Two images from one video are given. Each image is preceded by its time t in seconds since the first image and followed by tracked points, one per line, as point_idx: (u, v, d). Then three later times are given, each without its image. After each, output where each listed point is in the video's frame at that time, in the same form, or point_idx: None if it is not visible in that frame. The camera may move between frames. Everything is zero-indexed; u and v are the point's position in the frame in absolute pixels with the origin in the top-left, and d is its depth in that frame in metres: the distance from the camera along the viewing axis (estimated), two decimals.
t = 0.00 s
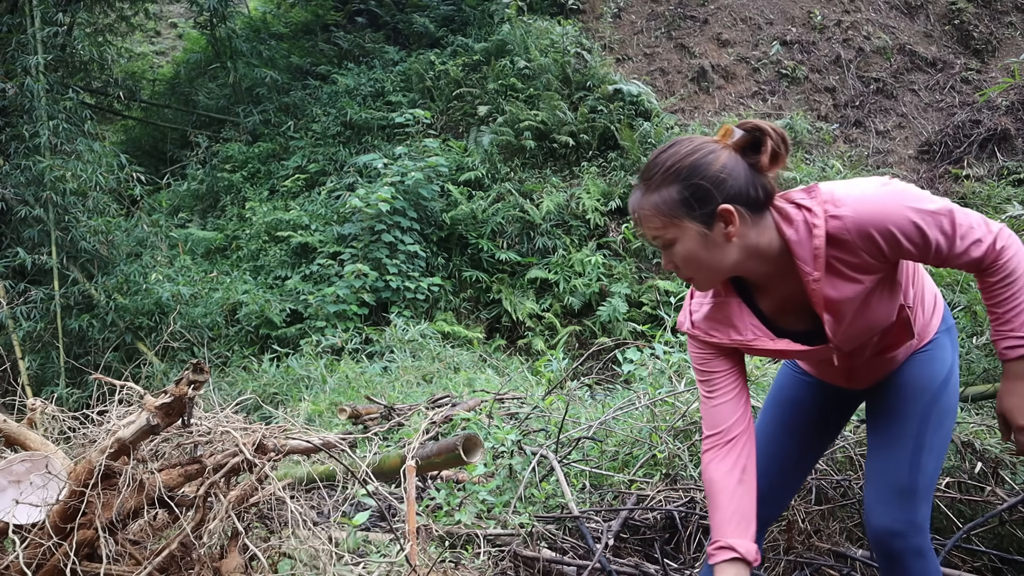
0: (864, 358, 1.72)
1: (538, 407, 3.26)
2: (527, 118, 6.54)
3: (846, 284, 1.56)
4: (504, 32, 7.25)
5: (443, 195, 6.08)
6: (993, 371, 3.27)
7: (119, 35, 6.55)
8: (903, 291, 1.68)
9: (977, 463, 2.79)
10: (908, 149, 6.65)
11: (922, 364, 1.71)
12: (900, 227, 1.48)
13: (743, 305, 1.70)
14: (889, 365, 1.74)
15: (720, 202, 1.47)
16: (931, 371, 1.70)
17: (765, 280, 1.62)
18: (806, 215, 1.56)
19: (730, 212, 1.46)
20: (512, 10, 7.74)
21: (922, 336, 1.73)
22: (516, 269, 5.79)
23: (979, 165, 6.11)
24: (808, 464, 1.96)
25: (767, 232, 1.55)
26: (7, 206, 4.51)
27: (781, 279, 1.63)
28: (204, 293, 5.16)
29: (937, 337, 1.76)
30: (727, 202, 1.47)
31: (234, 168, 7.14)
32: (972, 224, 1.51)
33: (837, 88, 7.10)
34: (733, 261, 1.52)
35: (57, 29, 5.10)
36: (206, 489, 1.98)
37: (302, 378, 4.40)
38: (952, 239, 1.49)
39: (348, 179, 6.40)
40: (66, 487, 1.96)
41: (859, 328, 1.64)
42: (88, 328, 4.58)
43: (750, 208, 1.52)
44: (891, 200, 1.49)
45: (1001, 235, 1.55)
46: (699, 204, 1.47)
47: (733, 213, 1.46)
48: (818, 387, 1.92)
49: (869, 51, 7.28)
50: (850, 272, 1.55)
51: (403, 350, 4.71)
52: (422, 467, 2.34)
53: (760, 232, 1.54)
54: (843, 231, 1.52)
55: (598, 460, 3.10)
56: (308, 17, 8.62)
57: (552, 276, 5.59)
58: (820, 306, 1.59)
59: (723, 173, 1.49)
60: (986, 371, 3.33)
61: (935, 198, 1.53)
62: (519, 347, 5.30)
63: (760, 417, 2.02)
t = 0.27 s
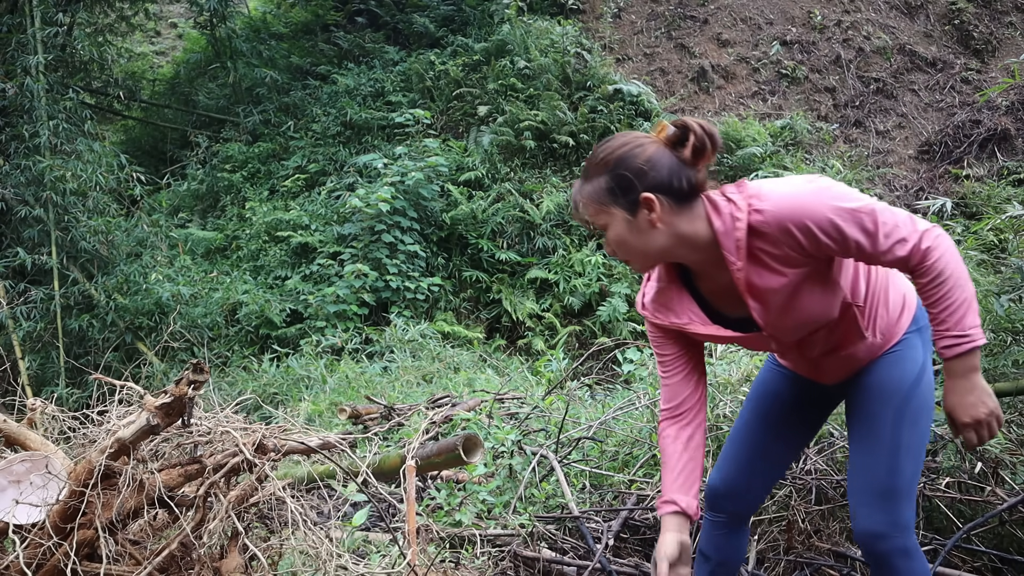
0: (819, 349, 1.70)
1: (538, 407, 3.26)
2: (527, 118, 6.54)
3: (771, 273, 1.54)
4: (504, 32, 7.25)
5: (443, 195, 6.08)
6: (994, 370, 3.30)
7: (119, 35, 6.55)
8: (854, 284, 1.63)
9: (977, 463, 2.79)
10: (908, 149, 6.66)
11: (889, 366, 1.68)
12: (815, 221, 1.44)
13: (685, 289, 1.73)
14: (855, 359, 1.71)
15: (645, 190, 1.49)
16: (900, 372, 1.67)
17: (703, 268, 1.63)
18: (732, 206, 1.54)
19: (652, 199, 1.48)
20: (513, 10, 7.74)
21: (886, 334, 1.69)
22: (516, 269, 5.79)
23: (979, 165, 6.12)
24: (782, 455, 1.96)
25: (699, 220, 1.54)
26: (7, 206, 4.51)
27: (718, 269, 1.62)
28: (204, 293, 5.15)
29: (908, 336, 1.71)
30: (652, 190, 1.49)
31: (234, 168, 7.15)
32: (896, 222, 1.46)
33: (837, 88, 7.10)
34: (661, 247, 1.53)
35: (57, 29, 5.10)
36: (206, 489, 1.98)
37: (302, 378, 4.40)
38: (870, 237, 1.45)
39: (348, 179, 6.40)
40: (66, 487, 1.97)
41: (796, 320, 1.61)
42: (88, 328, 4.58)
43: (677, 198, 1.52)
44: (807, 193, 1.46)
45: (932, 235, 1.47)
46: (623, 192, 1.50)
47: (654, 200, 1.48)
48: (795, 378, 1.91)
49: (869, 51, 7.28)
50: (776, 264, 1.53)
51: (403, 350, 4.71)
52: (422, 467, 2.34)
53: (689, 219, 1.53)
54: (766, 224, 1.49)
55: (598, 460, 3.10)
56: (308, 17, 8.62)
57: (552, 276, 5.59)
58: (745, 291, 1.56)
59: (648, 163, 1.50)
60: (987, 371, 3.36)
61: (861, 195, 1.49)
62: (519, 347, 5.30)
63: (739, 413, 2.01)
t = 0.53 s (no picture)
0: (706, 329, 1.70)
1: (538, 407, 3.26)
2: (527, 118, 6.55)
3: (640, 224, 1.61)
4: (504, 32, 7.25)
5: (443, 195, 6.08)
6: (994, 370, 3.38)
7: (119, 35, 6.55)
8: (746, 265, 1.64)
9: (977, 463, 2.80)
10: (908, 149, 6.67)
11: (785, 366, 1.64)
12: (676, 181, 1.51)
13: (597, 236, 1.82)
14: (747, 352, 1.68)
15: (553, 126, 1.65)
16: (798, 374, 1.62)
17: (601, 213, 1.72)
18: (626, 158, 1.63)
19: (557, 133, 1.63)
20: (513, 10, 7.74)
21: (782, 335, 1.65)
22: (516, 269, 5.79)
23: (980, 165, 6.22)
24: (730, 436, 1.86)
25: (598, 161, 1.65)
26: (7, 206, 4.52)
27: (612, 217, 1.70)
28: (204, 293, 5.15)
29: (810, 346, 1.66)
30: (559, 126, 1.64)
31: (234, 168, 7.14)
32: (755, 199, 1.48)
33: (837, 88, 7.09)
34: (561, 181, 1.67)
35: (57, 29, 5.10)
36: (206, 489, 1.99)
37: (302, 378, 4.40)
38: (720, 206, 1.48)
39: (348, 179, 6.41)
40: (66, 486, 1.97)
41: (670, 284, 1.65)
42: (88, 328, 4.58)
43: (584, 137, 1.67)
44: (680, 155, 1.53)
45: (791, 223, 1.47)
46: (537, 126, 1.67)
47: (559, 134, 1.63)
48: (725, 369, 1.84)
49: (869, 51, 7.28)
50: (648, 218, 1.59)
51: (403, 350, 4.71)
52: (422, 467, 2.34)
53: (590, 159, 1.65)
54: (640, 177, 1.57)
55: (598, 460, 3.10)
56: (308, 17, 8.62)
57: (552, 276, 5.59)
58: (618, 237, 1.65)
59: (559, 103, 1.66)
60: (986, 371, 3.40)
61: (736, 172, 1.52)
62: (519, 347, 5.30)
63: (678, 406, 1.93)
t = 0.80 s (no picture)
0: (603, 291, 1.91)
1: (538, 407, 3.26)
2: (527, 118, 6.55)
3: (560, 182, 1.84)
4: (504, 32, 7.25)
5: (443, 195, 6.08)
6: (994, 370, 3.38)
7: (119, 35, 6.55)
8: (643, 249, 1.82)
9: (977, 463, 2.80)
10: (908, 149, 6.67)
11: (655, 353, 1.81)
12: (580, 146, 1.74)
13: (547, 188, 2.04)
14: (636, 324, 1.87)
15: (514, 84, 1.91)
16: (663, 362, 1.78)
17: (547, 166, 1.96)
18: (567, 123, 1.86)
19: (517, 90, 1.89)
20: (512, 10, 7.74)
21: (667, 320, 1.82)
22: (516, 269, 5.79)
23: (980, 165, 6.26)
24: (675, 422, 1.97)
25: (550, 119, 1.92)
26: (7, 206, 4.52)
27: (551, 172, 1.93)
28: (204, 293, 5.15)
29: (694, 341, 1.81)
30: (519, 84, 1.90)
31: (234, 168, 7.14)
32: (639, 182, 1.69)
33: (837, 88, 7.09)
34: (518, 132, 1.94)
35: (57, 29, 5.10)
36: (206, 489, 1.99)
37: (302, 378, 4.40)
38: (611, 180, 1.70)
39: (348, 179, 6.40)
40: (66, 486, 1.97)
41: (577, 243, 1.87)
42: (88, 328, 4.58)
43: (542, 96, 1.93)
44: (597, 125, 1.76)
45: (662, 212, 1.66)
46: (500, 85, 1.94)
47: (519, 91, 1.89)
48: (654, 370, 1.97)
49: (869, 51, 7.28)
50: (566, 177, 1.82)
51: (403, 350, 4.71)
52: (422, 467, 2.34)
53: (544, 117, 1.92)
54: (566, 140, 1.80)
55: (598, 460, 3.09)
56: (308, 17, 8.62)
57: (552, 276, 5.59)
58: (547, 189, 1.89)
59: (520, 65, 1.93)
60: (986, 371, 3.40)
61: (638, 156, 1.73)
62: (519, 347, 5.30)
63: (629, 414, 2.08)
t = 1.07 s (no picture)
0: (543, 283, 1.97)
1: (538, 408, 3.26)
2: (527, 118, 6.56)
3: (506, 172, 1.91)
4: (504, 32, 7.25)
5: (443, 195, 6.08)
6: (994, 370, 3.39)
7: (119, 35, 6.54)
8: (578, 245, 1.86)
9: (977, 463, 2.80)
10: (908, 149, 6.67)
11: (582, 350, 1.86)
12: (519, 134, 1.81)
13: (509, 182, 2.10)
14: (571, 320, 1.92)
15: (480, 80, 1.96)
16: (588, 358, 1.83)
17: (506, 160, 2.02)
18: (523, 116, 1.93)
19: (482, 86, 1.95)
20: (512, 10, 7.74)
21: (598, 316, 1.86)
22: (516, 269, 5.79)
23: (979, 165, 6.28)
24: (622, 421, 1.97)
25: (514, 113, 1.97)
26: (7, 206, 4.52)
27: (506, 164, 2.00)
28: (204, 293, 5.15)
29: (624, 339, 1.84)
30: (484, 80, 1.95)
31: (234, 168, 7.14)
32: (568, 171, 1.74)
33: (837, 88, 7.09)
34: (484, 127, 1.99)
35: (57, 29, 5.10)
36: (206, 489, 1.99)
37: (302, 378, 4.40)
38: (545, 169, 1.76)
39: (348, 179, 6.40)
40: (66, 486, 1.97)
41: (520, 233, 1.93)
42: (88, 328, 4.58)
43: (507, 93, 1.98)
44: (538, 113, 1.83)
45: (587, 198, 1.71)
46: (467, 81, 1.99)
47: (483, 87, 1.94)
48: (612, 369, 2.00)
49: (869, 51, 7.28)
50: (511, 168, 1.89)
51: (403, 350, 4.71)
52: (422, 467, 2.34)
53: (507, 111, 1.96)
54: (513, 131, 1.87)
55: (598, 460, 3.07)
56: (308, 17, 8.62)
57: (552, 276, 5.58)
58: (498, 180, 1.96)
59: (486, 62, 1.97)
60: (987, 371, 3.40)
61: (574, 148, 1.78)
62: (519, 347, 5.30)
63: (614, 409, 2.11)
